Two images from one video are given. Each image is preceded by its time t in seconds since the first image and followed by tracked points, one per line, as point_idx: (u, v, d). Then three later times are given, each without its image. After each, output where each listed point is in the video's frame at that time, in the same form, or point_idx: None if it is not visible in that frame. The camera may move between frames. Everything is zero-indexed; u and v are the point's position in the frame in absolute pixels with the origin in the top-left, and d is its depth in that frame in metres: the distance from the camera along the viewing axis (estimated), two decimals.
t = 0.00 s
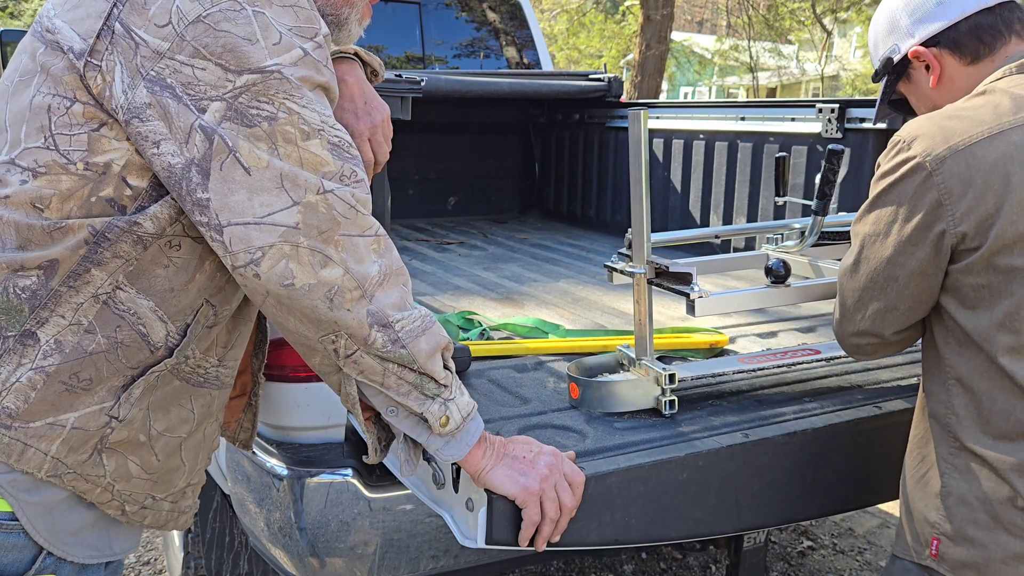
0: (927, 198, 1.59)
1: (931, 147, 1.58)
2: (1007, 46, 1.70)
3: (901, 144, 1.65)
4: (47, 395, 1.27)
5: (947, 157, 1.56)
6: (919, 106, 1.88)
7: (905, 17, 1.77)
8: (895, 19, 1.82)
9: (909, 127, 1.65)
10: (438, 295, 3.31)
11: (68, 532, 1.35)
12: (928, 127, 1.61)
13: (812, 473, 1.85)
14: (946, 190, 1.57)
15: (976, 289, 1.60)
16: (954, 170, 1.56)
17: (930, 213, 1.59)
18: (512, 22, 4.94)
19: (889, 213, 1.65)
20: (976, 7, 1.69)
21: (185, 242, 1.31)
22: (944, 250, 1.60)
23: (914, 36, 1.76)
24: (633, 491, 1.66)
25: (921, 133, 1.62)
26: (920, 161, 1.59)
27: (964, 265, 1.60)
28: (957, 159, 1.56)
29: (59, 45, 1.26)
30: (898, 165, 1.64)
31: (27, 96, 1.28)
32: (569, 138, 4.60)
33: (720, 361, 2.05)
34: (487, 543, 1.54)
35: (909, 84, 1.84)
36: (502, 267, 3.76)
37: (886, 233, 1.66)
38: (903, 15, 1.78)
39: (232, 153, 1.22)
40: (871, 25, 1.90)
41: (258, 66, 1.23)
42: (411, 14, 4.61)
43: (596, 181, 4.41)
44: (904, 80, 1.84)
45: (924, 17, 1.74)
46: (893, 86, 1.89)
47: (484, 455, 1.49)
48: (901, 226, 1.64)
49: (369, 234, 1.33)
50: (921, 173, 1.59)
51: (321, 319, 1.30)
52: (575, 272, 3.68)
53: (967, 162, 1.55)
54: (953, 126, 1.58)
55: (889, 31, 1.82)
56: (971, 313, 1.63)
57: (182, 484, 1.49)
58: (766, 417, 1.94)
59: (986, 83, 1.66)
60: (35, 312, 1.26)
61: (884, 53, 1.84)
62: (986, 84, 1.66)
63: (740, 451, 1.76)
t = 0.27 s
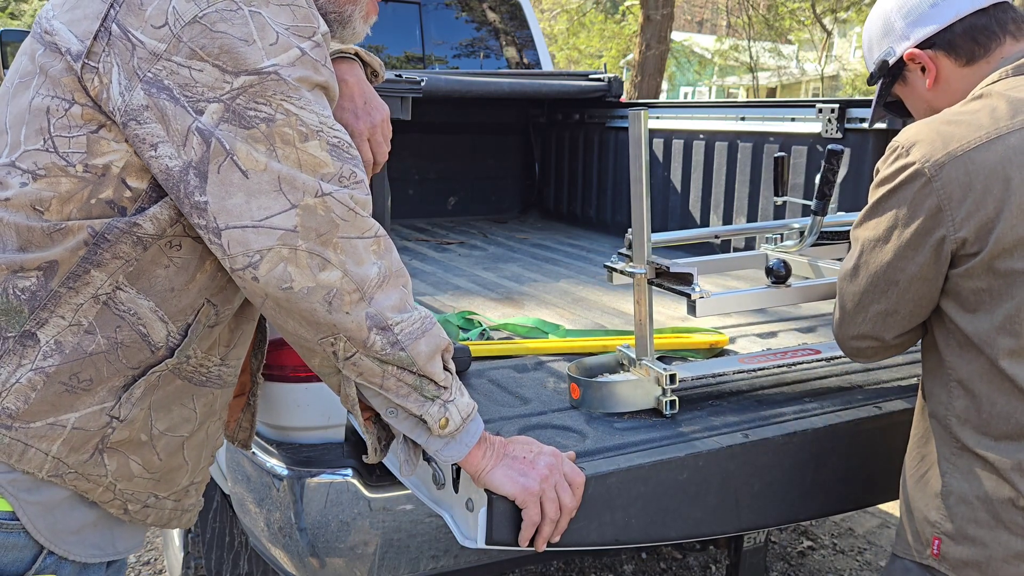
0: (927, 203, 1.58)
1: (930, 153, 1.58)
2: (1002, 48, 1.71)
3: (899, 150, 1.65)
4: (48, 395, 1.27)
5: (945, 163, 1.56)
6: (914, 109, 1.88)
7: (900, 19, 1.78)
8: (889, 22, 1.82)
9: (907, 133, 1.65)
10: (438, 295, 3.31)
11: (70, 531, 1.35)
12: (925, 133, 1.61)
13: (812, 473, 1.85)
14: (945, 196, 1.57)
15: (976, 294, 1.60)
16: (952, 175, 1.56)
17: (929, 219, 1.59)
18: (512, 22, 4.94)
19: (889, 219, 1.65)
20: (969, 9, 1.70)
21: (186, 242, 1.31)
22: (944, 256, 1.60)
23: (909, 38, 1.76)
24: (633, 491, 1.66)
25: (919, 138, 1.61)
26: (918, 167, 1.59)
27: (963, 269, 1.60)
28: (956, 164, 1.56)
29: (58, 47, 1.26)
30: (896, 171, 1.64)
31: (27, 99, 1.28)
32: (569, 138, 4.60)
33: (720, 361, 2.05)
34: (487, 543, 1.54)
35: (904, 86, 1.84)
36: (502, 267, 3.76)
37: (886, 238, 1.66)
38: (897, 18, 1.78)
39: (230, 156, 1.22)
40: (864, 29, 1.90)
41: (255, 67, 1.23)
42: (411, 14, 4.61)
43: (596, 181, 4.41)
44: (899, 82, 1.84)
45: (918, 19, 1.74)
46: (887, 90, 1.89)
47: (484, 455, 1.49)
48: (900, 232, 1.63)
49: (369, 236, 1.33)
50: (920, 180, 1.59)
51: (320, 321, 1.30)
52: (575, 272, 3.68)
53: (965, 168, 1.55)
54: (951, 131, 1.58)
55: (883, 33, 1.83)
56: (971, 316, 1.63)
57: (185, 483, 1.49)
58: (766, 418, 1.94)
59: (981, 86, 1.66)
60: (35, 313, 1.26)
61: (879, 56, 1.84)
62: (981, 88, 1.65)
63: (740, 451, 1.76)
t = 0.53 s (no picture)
0: (920, 214, 1.59)
1: (920, 164, 1.58)
2: (996, 49, 1.71)
3: (891, 160, 1.66)
4: (49, 396, 1.27)
5: (936, 173, 1.56)
6: (911, 112, 1.88)
7: (894, 23, 1.78)
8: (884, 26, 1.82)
9: (899, 142, 1.65)
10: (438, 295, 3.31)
11: (73, 530, 1.35)
12: (917, 142, 1.61)
13: (812, 473, 1.85)
14: (938, 206, 1.57)
15: (972, 302, 1.60)
16: (944, 185, 1.56)
17: (923, 228, 1.59)
18: (512, 22, 4.94)
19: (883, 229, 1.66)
20: (963, 11, 1.70)
21: (188, 243, 1.30)
22: (938, 265, 1.60)
23: (904, 41, 1.76)
24: (633, 491, 1.66)
25: (911, 147, 1.61)
26: (910, 178, 1.59)
27: (957, 277, 1.60)
28: (947, 174, 1.55)
29: (58, 49, 1.26)
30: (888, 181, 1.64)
31: (28, 101, 1.28)
32: (569, 138, 4.60)
33: (720, 362, 2.05)
34: (487, 543, 1.54)
35: (900, 89, 1.84)
36: (502, 267, 3.77)
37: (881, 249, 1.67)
38: (891, 22, 1.78)
39: (228, 159, 1.22)
40: (860, 33, 1.90)
41: (253, 70, 1.23)
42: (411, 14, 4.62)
43: (596, 181, 4.41)
44: (895, 85, 1.84)
45: (913, 22, 1.74)
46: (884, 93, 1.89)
47: (484, 456, 1.49)
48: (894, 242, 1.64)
49: (369, 238, 1.33)
50: (912, 190, 1.59)
51: (319, 325, 1.30)
52: (575, 272, 3.68)
53: (957, 178, 1.55)
54: (941, 140, 1.58)
55: (878, 37, 1.83)
56: (966, 324, 1.63)
57: (189, 482, 1.49)
58: (766, 418, 1.94)
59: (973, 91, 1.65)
60: (36, 314, 1.26)
61: (874, 59, 1.84)
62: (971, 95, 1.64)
63: (740, 451, 1.76)
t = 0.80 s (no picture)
0: (907, 215, 1.59)
1: (907, 164, 1.58)
2: (984, 52, 1.71)
3: (879, 160, 1.66)
4: (51, 397, 1.27)
5: (923, 174, 1.56)
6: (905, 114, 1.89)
7: (883, 27, 1.78)
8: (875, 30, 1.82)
9: (887, 143, 1.66)
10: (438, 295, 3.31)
11: (74, 529, 1.35)
12: (904, 144, 1.61)
13: (812, 473, 1.85)
14: (925, 208, 1.56)
15: (964, 304, 1.60)
16: (931, 187, 1.55)
17: (911, 230, 1.59)
18: (513, 22, 4.94)
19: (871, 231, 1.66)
20: (950, 14, 1.70)
21: (190, 243, 1.30)
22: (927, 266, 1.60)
23: (893, 45, 1.76)
24: (633, 491, 1.66)
25: (897, 149, 1.62)
26: (897, 180, 1.59)
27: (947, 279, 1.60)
28: (933, 176, 1.55)
29: (59, 50, 1.27)
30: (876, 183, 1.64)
31: (29, 102, 1.28)
32: (569, 138, 4.60)
33: (720, 362, 2.05)
34: (487, 543, 1.54)
35: (892, 92, 1.84)
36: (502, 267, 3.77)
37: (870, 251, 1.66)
38: (881, 26, 1.78)
39: (228, 161, 1.22)
40: (854, 37, 1.91)
41: (253, 70, 1.23)
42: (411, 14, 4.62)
43: (596, 181, 4.41)
44: (888, 88, 1.84)
45: (901, 26, 1.74)
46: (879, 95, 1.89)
47: (485, 456, 1.49)
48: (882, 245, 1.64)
49: (369, 240, 1.33)
50: (898, 191, 1.59)
51: (319, 327, 1.30)
52: (575, 272, 3.68)
53: (944, 180, 1.54)
54: (927, 142, 1.58)
55: (869, 41, 1.83)
56: (960, 327, 1.62)
57: (191, 482, 1.49)
58: (766, 418, 1.94)
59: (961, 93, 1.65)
60: (37, 315, 1.26)
61: (867, 63, 1.85)
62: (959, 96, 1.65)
63: (740, 451, 1.76)
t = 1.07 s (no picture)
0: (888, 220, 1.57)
1: (887, 171, 1.57)
2: (970, 56, 1.70)
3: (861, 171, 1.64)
4: (51, 397, 1.27)
5: (904, 178, 1.55)
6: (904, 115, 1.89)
7: (876, 32, 1.78)
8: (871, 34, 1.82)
9: (869, 154, 1.64)
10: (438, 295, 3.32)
11: (74, 530, 1.35)
12: (885, 151, 1.60)
13: (812, 473, 1.85)
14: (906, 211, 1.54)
15: (954, 305, 1.59)
16: (913, 191, 1.54)
17: (895, 234, 1.57)
18: (513, 22, 4.94)
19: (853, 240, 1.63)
20: (938, 18, 1.69)
21: (190, 244, 1.30)
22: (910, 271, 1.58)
23: (884, 50, 1.77)
24: (633, 491, 1.66)
25: (878, 157, 1.61)
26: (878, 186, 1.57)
27: (936, 285, 1.58)
28: (915, 180, 1.54)
29: (59, 49, 1.27)
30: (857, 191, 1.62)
31: (29, 102, 1.28)
32: (569, 138, 4.60)
33: (720, 362, 2.05)
34: (487, 543, 1.54)
35: (889, 94, 1.85)
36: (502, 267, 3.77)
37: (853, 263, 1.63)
38: (873, 30, 1.79)
39: (229, 161, 1.22)
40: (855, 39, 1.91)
41: (254, 70, 1.23)
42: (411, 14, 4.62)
43: (596, 181, 4.41)
44: (886, 90, 1.85)
45: (892, 31, 1.75)
46: (880, 96, 1.90)
47: (485, 456, 1.49)
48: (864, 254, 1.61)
49: (369, 240, 1.33)
50: (878, 197, 1.57)
51: (319, 327, 1.30)
52: (575, 272, 3.68)
53: (925, 182, 1.53)
54: (907, 147, 1.57)
55: (865, 45, 1.83)
56: (951, 329, 1.61)
57: (192, 482, 1.49)
58: (766, 418, 1.94)
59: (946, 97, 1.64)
60: (38, 315, 1.26)
61: (865, 65, 1.85)
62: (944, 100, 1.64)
63: (740, 451, 1.76)
